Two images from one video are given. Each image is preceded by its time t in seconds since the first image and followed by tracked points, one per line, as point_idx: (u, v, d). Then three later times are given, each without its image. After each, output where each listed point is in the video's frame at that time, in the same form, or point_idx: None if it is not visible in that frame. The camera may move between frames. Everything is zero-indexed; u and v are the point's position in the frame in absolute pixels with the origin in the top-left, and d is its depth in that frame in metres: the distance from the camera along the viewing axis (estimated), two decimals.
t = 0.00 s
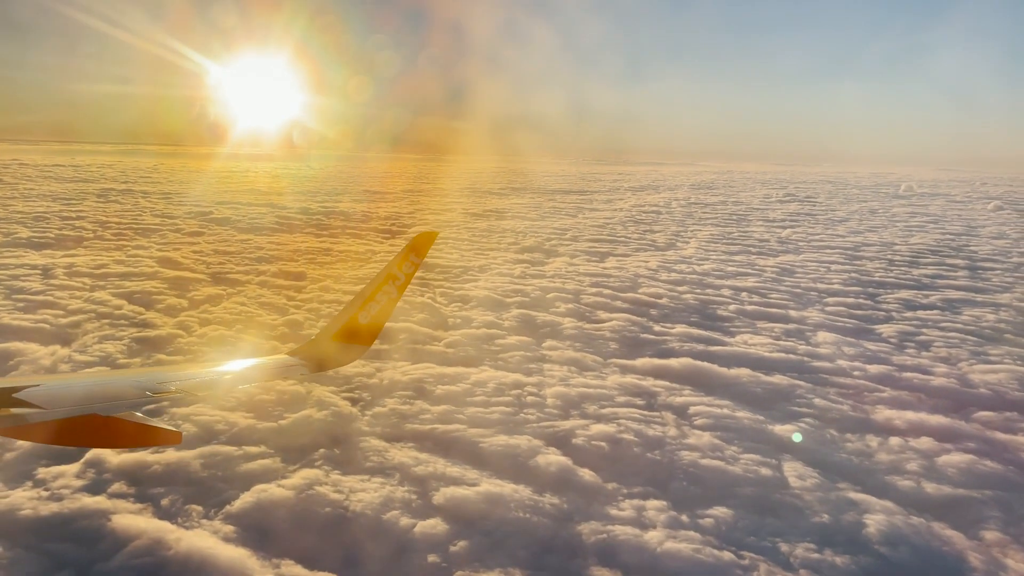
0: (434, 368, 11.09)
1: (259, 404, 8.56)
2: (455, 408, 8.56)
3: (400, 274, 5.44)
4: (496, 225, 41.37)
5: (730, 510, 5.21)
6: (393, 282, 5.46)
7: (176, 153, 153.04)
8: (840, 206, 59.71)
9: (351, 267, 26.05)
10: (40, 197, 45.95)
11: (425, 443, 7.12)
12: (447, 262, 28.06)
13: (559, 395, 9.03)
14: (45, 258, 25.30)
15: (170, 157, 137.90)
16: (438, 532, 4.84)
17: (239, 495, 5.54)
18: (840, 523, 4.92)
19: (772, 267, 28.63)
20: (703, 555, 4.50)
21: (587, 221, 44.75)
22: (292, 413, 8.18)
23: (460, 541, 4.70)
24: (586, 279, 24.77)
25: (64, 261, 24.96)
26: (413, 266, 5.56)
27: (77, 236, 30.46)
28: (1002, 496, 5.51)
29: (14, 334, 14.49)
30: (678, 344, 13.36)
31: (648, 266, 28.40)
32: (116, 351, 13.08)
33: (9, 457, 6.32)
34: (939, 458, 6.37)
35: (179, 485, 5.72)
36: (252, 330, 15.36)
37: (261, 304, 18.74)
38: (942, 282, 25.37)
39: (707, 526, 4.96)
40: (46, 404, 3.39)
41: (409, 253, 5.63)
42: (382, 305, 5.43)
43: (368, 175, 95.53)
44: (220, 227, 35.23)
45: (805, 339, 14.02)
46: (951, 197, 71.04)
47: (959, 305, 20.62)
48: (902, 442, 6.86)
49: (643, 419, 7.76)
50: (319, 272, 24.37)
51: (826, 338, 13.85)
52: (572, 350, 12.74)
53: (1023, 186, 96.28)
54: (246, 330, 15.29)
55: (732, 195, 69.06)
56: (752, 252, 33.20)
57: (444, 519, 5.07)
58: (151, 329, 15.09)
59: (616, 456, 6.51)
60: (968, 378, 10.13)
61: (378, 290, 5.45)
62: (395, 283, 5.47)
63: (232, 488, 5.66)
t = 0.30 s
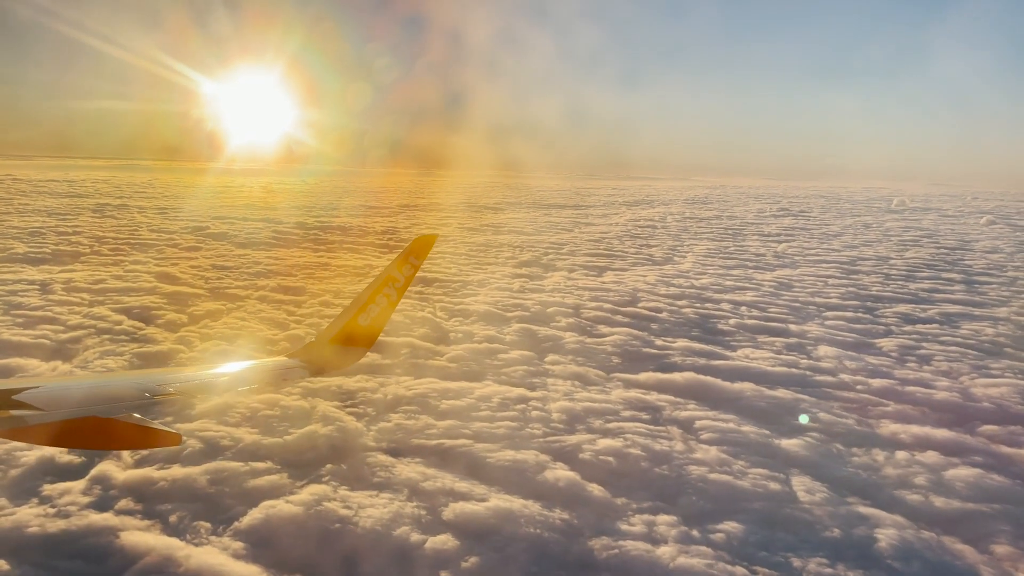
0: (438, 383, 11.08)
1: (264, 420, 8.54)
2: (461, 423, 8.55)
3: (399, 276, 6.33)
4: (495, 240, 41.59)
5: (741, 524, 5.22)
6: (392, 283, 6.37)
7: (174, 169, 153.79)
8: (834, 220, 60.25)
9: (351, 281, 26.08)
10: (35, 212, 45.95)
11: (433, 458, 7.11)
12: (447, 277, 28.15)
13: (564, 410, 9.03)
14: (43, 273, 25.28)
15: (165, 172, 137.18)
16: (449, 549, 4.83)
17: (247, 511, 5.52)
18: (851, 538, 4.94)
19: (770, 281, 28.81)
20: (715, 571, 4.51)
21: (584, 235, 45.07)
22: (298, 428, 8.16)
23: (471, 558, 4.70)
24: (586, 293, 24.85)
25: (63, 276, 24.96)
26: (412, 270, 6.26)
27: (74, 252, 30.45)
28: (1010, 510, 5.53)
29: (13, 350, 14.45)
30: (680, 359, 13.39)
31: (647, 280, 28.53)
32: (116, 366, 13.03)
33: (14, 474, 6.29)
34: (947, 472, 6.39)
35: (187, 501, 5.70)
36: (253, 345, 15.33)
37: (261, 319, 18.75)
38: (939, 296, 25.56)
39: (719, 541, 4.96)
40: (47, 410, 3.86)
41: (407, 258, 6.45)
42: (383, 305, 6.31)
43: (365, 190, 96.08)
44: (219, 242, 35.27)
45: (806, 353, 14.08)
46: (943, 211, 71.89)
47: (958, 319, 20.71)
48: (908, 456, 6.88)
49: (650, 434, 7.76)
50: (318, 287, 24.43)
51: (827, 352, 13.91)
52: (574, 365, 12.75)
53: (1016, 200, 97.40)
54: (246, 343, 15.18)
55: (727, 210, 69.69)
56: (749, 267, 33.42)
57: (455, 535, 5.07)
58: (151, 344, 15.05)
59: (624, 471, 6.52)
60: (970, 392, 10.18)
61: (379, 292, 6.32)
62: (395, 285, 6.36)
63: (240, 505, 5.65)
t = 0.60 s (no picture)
0: (441, 397, 11.06)
1: (268, 434, 8.51)
2: (466, 437, 8.54)
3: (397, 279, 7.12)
4: (493, 254, 41.75)
5: (752, 538, 5.23)
6: (392, 284, 7.18)
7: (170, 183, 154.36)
8: (829, 234, 60.80)
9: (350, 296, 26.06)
10: (29, 227, 45.81)
11: (439, 472, 7.09)
12: (446, 290, 28.20)
13: (569, 424, 9.01)
14: (39, 287, 25.18)
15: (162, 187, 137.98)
16: (461, 565, 4.84)
17: (256, 526, 5.50)
18: (862, 552, 4.96)
19: (768, 295, 28.97)
20: None
21: (582, 249, 45.31)
22: (302, 443, 8.13)
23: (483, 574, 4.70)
24: (585, 306, 24.91)
25: (59, 290, 24.88)
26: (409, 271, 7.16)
27: (70, 267, 30.36)
28: (1019, 522, 5.56)
29: (11, 365, 14.34)
30: (682, 372, 13.40)
31: (645, 293, 28.63)
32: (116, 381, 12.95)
33: (18, 489, 6.25)
34: (953, 485, 6.42)
35: (194, 516, 5.67)
36: (254, 360, 15.27)
37: (261, 333, 18.70)
38: (936, 309, 25.74)
39: (730, 555, 4.97)
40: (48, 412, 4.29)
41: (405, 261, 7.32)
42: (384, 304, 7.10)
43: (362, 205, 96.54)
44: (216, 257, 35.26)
45: (808, 366, 14.12)
46: (936, 224, 72.76)
47: (956, 332, 20.84)
48: (915, 469, 6.91)
49: (656, 448, 7.77)
50: (317, 301, 24.42)
51: (829, 366, 13.96)
52: (577, 379, 12.75)
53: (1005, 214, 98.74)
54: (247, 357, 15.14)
55: (722, 224, 70.28)
56: (746, 280, 33.61)
57: (466, 550, 5.07)
58: (151, 359, 14.97)
59: (632, 485, 6.52)
60: (972, 405, 10.23)
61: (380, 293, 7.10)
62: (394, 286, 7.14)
63: (248, 519, 5.62)
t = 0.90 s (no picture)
0: (444, 410, 11.03)
1: (273, 448, 8.50)
2: (471, 451, 8.52)
3: (396, 280, 7.57)
4: (491, 267, 41.91)
5: (761, 552, 5.25)
6: (391, 284, 7.58)
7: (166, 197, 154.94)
8: (824, 247, 61.25)
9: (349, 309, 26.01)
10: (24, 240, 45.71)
11: (445, 486, 7.09)
12: (444, 303, 28.24)
13: (574, 437, 9.01)
14: (36, 301, 25.13)
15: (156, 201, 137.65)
16: None
17: (263, 541, 5.50)
18: (871, 565, 4.99)
19: (765, 308, 29.11)
20: None
21: (580, 262, 45.54)
22: (306, 457, 8.09)
23: None
24: (584, 320, 24.96)
25: (57, 304, 24.88)
26: (408, 272, 7.66)
27: (67, 280, 30.30)
28: None
29: (10, 378, 14.30)
30: (684, 385, 13.43)
31: (643, 307, 28.72)
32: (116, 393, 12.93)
33: (23, 505, 6.23)
34: (961, 498, 6.43)
35: (201, 531, 5.66)
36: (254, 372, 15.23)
37: (260, 347, 18.68)
38: (933, 323, 25.88)
39: (739, 569, 5.00)
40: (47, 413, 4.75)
41: (405, 261, 7.75)
42: (382, 305, 7.57)
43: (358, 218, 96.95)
44: (214, 270, 35.21)
45: (809, 379, 14.15)
46: (930, 238, 73.43)
47: (955, 345, 20.91)
48: (921, 482, 6.93)
49: (662, 461, 7.78)
50: (316, 314, 24.43)
51: (830, 379, 14.01)
52: (580, 392, 12.74)
53: (996, 227, 100.02)
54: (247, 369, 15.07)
55: (718, 237, 70.83)
56: (743, 293, 33.79)
57: (475, 566, 5.08)
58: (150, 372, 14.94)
59: (639, 499, 6.53)
60: (975, 418, 10.26)
61: (378, 293, 7.54)
62: (393, 288, 7.60)
63: (256, 534, 5.60)
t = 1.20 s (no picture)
0: (447, 423, 11.00)
1: (277, 462, 8.49)
2: (476, 464, 8.51)
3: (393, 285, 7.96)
4: (489, 279, 42.02)
5: (771, 566, 5.27)
6: (386, 288, 7.99)
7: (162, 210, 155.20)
8: (818, 259, 61.72)
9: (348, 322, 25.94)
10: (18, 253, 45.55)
11: (451, 500, 7.08)
12: (443, 316, 28.25)
13: (578, 450, 8.99)
14: (32, 314, 25.04)
15: (138, 214, 136.25)
16: None
17: (271, 557, 5.50)
18: None
19: (763, 320, 29.23)
20: None
21: (577, 275, 45.71)
22: (310, 471, 8.07)
23: None
24: (583, 332, 24.99)
25: (54, 317, 24.78)
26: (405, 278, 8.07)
27: (63, 293, 30.19)
28: None
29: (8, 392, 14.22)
30: (686, 398, 13.43)
31: (642, 319, 28.80)
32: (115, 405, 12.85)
33: (28, 520, 6.27)
34: (967, 510, 6.46)
35: (208, 545, 5.68)
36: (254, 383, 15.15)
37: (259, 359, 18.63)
38: (931, 335, 26.04)
39: None
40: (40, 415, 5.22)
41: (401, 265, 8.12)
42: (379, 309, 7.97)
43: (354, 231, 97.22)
44: (212, 283, 35.14)
45: (809, 392, 14.19)
46: (922, 250, 74.20)
47: (953, 358, 21.00)
48: (927, 495, 6.96)
49: (668, 474, 7.78)
50: (315, 327, 24.41)
51: (831, 391, 14.05)
52: (582, 404, 12.72)
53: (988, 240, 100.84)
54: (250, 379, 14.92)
55: (713, 250, 71.28)
56: (740, 305, 33.95)
57: None
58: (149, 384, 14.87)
59: (646, 512, 6.54)
60: (977, 430, 10.31)
61: (376, 298, 7.94)
62: (389, 293, 8.00)
63: (262, 549, 5.60)
